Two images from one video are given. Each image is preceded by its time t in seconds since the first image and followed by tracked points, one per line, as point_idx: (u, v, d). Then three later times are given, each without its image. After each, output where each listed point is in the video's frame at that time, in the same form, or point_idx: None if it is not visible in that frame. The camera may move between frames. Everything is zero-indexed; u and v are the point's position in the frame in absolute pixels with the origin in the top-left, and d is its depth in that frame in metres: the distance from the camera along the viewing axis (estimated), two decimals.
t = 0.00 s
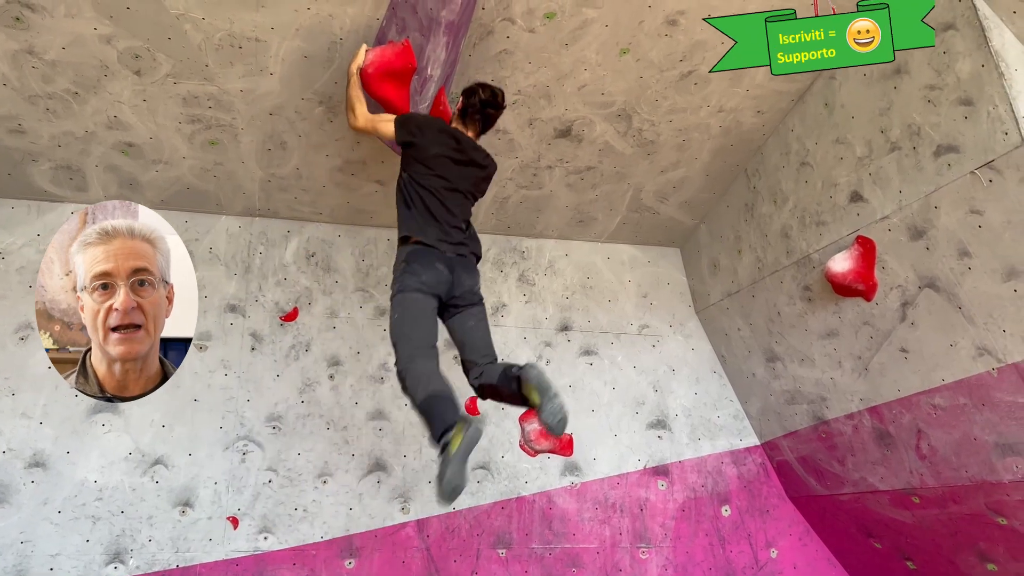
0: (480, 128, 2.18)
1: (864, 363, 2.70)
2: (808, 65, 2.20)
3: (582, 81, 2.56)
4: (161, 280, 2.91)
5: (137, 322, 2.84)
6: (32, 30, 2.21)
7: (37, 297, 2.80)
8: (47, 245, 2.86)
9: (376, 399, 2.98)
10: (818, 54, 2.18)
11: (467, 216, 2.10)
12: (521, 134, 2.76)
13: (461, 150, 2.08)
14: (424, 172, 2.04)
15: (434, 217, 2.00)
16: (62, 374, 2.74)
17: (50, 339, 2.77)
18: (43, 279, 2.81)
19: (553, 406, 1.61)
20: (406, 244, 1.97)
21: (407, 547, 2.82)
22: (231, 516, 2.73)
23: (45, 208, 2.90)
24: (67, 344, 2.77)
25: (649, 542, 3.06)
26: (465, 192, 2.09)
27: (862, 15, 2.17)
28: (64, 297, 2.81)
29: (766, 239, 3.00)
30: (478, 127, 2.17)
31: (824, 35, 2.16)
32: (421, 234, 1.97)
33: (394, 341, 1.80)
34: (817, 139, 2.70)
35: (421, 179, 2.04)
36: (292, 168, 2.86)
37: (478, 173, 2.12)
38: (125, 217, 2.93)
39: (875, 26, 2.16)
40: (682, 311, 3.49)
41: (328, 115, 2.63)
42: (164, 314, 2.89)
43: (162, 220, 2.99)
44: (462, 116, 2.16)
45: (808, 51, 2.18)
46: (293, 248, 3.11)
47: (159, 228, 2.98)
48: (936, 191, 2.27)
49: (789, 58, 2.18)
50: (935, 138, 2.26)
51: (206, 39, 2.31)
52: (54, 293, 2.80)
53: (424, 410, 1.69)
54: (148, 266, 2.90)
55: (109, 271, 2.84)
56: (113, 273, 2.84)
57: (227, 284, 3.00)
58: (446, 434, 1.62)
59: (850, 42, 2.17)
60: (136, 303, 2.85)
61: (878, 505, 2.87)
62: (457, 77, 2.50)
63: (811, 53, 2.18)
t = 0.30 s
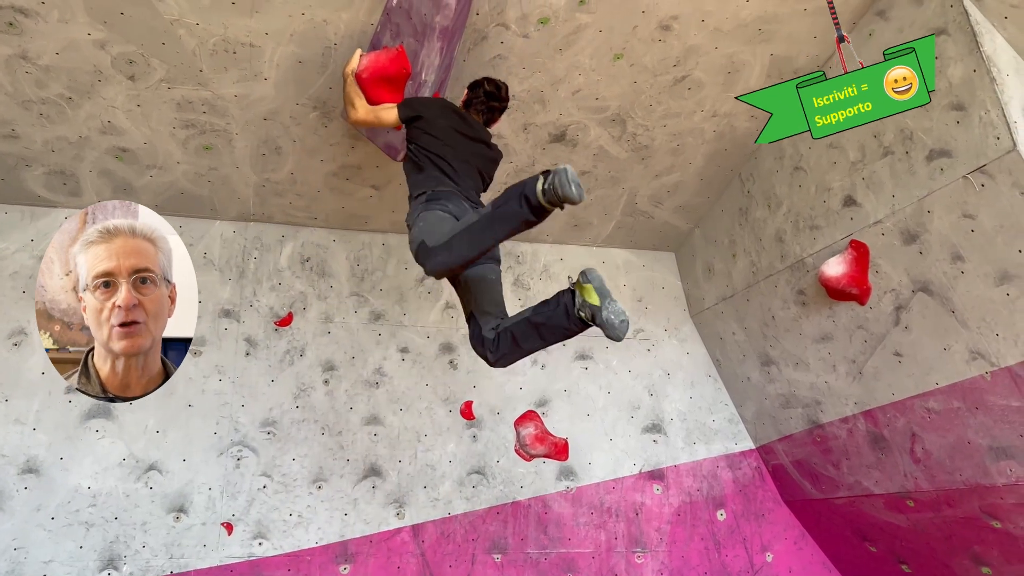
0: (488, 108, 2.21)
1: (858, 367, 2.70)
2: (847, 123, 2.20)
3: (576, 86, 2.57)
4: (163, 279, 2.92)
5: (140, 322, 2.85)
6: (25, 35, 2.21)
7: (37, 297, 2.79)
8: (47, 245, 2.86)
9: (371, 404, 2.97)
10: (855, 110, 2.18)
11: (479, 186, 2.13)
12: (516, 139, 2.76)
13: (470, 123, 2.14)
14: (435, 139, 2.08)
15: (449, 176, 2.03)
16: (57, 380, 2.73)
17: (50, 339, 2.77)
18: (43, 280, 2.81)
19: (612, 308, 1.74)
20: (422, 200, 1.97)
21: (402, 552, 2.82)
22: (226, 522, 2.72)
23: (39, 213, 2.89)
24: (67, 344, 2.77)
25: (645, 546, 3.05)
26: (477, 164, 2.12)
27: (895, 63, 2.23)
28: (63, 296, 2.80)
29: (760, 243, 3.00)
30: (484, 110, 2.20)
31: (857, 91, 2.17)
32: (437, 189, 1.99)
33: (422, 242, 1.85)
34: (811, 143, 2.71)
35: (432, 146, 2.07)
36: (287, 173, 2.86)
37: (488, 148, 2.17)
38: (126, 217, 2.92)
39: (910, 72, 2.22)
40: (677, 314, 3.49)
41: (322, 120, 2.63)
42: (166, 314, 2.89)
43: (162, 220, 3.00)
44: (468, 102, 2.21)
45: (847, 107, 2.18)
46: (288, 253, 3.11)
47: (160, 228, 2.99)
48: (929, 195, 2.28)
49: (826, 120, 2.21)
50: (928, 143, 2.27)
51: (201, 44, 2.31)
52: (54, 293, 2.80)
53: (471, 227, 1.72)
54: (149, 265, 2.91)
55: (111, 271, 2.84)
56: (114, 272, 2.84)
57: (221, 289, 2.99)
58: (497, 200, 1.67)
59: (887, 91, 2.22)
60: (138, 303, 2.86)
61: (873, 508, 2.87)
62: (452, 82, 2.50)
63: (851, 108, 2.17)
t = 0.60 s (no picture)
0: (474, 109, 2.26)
1: (854, 372, 2.71)
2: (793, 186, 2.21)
3: (572, 92, 2.58)
4: (160, 275, 2.91)
5: (138, 314, 2.83)
6: (21, 42, 2.21)
7: (37, 297, 2.79)
8: (47, 246, 2.86)
9: (367, 410, 2.97)
10: (802, 176, 2.21)
11: (448, 191, 2.09)
12: (512, 144, 2.77)
13: (452, 125, 2.10)
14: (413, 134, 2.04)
15: (414, 176, 2.00)
16: (53, 387, 2.73)
17: (50, 339, 2.77)
18: (44, 280, 2.81)
19: (484, 429, 1.69)
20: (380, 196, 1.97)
21: (398, 559, 2.81)
22: (222, 529, 2.72)
23: (34, 220, 2.89)
24: (67, 344, 2.76)
25: (642, 552, 3.05)
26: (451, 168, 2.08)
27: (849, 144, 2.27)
28: (63, 297, 2.79)
29: (755, 248, 3.01)
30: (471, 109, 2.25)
31: (810, 158, 2.22)
32: (397, 187, 1.98)
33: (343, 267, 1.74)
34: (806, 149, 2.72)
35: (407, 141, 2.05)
36: (283, 179, 2.86)
37: (467, 152, 2.12)
38: (126, 217, 2.88)
39: (860, 155, 2.27)
40: (673, 320, 3.49)
41: (318, 126, 2.63)
42: (164, 310, 2.88)
43: (161, 220, 2.98)
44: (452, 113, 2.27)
45: (795, 171, 2.21)
46: (284, 259, 3.11)
47: (158, 228, 2.97)
48: (924, 201, 2.29)
49: (774, 177, 2.21)
50: (922, 149, 2.28)
51: (197, 50, 2.31)
52: (54, 293, 2.79)
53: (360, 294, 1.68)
54: (146, 259, 2.90)
55: (110, 264, 2.83)
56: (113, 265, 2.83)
57: (217, 295, 2.99)
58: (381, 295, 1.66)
59: (835, 170, 2.24)
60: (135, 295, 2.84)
61: (870, 513, 2.87)
62: (447, 88, 2.50)
63: (798, 173, 2.21)
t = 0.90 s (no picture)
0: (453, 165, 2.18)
1: (850, 378, 2.71)
2: (716, 180, 2.26)
3: (567, 98, 2.58)
4: (156, 275, 2.85)
5: (136, 315, 2.75)
6: (16, 50, 2.21)
7: (37, 297, 2.78)
8: (48, 245, 2.84)
9: (363, 417, 2.96)
10: (730, 173, 2.24)
11: (410, 255, 2.19)
12: (507, 151, 2.77)
13: (420, 200, 2.08)
14: (376, 206, 2.11)
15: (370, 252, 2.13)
16: (48, 394, 2.72)
17: (50, 339, 2.75)
18: (43, 279, 2.79)
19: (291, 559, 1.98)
20: (337, 261, 2.17)
21: (395, 566, 2.81)
22: (217, 536, 2.72)
23: (29, 227, 2.88)
24: (67, 344, 2.73)
25: (638, 558, 3.05)
26: (414, 239, 2.15)
27: (785, 159, 2.22)
28: (63, 297, 2.75)
29: (751, 254, 3.01)
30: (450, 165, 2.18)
31: (745, 160, 2.21)
32: (352, 260, 2.14)
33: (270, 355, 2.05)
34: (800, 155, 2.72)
35: (371, 210, 2.12)
36: (278, 186, 2.86)
37: (436, 222, 2.14)
38: (125, 216, 2.82)
39: (791, 174, 2.23)
40: (669, 325, 3.49)
41: (314, 133, 2.63)
42: (160, 310, 2.84)
43: (162, 220, 2.94)
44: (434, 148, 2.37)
45: (725, 165, 2.25)
46: (280, 265, 3.10)
47: (157, 228, 2.93)
48: (918, 207, 2.29)
49: (702, 164, 2.26)
50: (916, 155, 2.28)
51: (192, 58, 2.32)
52: (54, 293, 2.76)
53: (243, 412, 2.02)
54: (142, 260, 2.81)
55: (105, 265, 2.74)
56: (108, 266, 2.74)
57: (213, 302, 2.99)
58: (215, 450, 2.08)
59: (764, 183, 2.22)
60: (133, 296, 2.76)
61: (865, 518, 2.88)
62: (443, 95, 2.51)
63: (726, 169, 2.24)
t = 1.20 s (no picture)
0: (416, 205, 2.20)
1: (845, 384, 2.72)
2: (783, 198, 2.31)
3: (563, 106, 2.59)
4: (154, 275, 2.84)
5: (135, 316, 2.75)
6: (11, 57, 2.21)
7: (37, 297, 2.79)
8: (48, 246, 2.85)
9: (358, 424, 2.96)
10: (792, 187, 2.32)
11: (379, 285, 2.35)
12: (503, 158, 2.78)
13: (379, 248, 2.20)
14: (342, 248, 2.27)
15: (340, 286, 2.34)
16: (43, 402, 2.72)
17: (50, 339, 2.76)
18: (44, 279, 2.80)
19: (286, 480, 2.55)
20: (316, 285, 2.43)
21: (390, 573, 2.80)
22: (212, 544, 2.71)
23: (25, 234, 2.87)
24: (67, 344, 2.74)
25: (634, 565, 3.05)
26: (379, 277, 2.30)
27: (840, 152, 2.35)
28: (63, 297, 2.76)
29: (746, 260, 3.02)
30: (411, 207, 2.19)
31: (800, 172, 2.31)
32: (326, 290, 2.39)
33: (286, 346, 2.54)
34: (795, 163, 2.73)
35: (338, 250, 2.29)
36: (274, 193, 2.86)
37: (398, 263, 2.27)
38: (124, 217, 2.81)
39: (852, 165, 2.35)
40: (665, 332, 3.50)
41: (310, 140, 2.63)
42: (159, 309, 2.85)
43: (162, 220, 2.93)
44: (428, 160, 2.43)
45: (785, 183, 2.31)
46: (275, 272, 3.10)
47: (157, 229, 2.93)
48: (912, 214, 2.30)
49: (764, 188, 2.31)
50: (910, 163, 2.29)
51: (188, 65, 2.32)
52: (54, 293, 2.77)
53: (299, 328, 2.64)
54: (140, 259, 2.80)
55: (104, 266, 2.74)
56: (107, 266, 2.73)
57: (209, 309, 2.99)
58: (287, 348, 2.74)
59: (826, 178, 2.32)
60: (132, 296, 2.75)
61: (861, 525, 2.88)
62: (439, 102, 2.52)
63: (786, 184, 2.31)
